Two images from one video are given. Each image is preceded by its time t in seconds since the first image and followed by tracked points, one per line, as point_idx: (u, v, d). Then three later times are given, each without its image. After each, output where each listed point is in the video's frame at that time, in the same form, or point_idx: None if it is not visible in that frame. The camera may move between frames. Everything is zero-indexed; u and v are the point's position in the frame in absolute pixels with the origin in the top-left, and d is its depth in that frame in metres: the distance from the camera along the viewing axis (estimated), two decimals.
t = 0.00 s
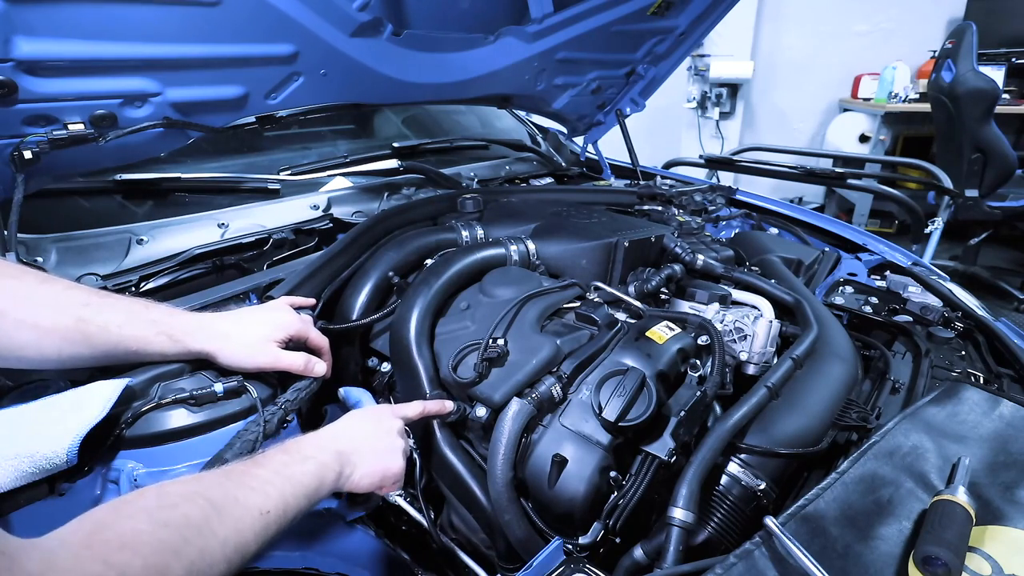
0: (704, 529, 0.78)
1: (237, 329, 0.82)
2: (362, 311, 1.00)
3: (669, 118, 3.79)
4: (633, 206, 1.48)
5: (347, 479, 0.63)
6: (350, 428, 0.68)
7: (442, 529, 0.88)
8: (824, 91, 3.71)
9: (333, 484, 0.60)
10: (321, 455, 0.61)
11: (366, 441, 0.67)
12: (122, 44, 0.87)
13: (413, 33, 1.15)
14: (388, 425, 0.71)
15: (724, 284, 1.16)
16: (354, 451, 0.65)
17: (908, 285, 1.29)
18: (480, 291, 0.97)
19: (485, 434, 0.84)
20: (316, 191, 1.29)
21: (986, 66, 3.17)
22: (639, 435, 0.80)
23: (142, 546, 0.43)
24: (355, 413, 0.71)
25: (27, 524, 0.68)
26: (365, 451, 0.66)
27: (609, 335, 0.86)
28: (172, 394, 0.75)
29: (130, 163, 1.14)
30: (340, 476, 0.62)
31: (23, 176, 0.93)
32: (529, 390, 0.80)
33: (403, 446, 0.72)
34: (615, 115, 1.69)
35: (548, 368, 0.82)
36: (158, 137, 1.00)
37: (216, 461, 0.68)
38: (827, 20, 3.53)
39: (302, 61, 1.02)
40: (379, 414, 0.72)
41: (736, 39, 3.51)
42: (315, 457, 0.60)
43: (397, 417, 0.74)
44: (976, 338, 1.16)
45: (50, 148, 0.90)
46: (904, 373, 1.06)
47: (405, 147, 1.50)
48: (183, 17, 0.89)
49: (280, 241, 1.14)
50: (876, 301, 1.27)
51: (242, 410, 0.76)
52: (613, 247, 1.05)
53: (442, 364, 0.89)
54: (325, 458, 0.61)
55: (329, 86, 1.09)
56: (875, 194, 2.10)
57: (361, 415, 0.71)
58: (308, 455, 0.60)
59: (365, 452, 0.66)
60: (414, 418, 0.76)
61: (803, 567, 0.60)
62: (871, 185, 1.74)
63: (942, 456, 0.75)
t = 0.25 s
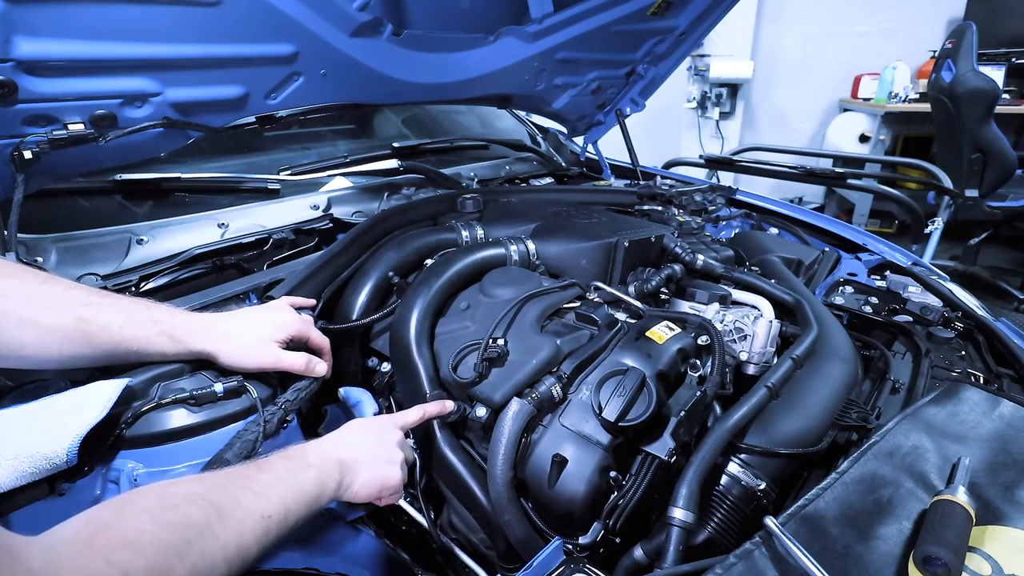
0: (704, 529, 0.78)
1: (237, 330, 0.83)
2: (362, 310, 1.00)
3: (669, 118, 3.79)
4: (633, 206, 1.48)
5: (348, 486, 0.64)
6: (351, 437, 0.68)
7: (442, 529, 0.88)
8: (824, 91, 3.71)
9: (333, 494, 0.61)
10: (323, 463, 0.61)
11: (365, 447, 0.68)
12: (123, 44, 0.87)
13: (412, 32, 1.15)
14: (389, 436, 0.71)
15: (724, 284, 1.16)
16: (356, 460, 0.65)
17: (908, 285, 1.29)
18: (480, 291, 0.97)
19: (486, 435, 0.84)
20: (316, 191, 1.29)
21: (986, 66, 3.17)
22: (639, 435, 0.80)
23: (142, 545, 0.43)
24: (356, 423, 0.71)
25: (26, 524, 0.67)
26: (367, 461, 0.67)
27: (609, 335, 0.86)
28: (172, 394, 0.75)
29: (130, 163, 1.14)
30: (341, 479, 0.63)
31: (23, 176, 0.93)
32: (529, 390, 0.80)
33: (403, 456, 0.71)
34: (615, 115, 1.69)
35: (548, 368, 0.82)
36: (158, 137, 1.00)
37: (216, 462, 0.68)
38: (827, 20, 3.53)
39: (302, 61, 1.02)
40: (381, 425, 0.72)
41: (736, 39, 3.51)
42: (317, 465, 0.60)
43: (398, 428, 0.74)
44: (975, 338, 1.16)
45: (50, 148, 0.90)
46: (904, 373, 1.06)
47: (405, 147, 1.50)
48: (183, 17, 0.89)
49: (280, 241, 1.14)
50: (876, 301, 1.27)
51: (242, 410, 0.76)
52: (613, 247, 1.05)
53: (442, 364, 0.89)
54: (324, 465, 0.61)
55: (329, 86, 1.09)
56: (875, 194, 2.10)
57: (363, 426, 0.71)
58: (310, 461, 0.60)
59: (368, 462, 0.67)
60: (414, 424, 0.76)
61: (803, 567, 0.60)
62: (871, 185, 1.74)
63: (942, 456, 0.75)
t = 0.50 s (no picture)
0: (704, 529, 0.78)
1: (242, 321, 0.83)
2: (362, 310, 1.00)
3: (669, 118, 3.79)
4: (633, 206, 1.48)
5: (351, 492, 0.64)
6: (350, 440, 0.68)
7: (442, 529, 0.88)
8: (824, 91, 3.71)
9: (334, 497, 0.60)
10: (328, 468, 0.61)
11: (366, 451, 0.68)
12: (123, 44, 0.87)
13: (412, 32, 1.15)
14: (390, 439, 0.71)
15: (724, 284, 1.16)
16: (360, 467, 0.66)
17: (908, 285, 1.29)
18: (480, 291, 0.97)
19: (485, 434, 0.84)
20: (316, 191, 1.29)
21: (985, 66, 3.18)
22: (639, 435, 0.80)
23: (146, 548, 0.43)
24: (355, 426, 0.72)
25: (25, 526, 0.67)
26: (369, 466, 0.67)
27: (609, 335, 0.86)
28: (172, 394, 0.74)
29: (130, 164, 1.14)
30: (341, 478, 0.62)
31: (23, 176, 0.93)
32: (529, 390, 0.80)
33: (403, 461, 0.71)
34: (615, 115, 1.70)
35: (548, 368, 0.82)
36: (158, 137, 1.00)
37: (216, 462, 0.68)
38: (827, 20, 3.53)
39: (302, 61, 1.02)
40: (381, 428, 0.72)
41: (736, 39, 3.51)
42: (321, 471, 0.60)
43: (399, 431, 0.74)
44: (975, 338, 1.16)
45: (50, 148, 0.90)
46: (904, 372, 1.06)
47: (405, 147, 1.50)
48: (183, 17, 0.89)
49: (280, 241, 1.14)
50: (876, 301, 1.27)
51: (241, 410, 0.76)
52: (613, 247, 1.05)
53: (442, 364, 0.89)
54: (326, 470, 0.61)
55: (329, 86, 1.09)
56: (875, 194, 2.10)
57: (363, 429, 0.71)
58: (312, 464, 0.60)
59: (371, 466, 0.67)
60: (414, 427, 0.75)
61: (802, 567, 0.60)
62: (871, 185, 1.74)
63: (942, 456, 0.75)
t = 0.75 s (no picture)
0: (704, 529, 0.78)
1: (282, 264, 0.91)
2: (362, 311, 1.00)
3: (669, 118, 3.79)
4: (633, 206, 1.48)
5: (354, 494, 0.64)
6: (350, 437, 0.68)
7: (442, 528, 0.88)
8: (824, 91, 3.71)
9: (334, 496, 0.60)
10: (326, 466, 0.61)
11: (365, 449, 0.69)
12: (123, 44, 0.87)
13: (412, 32, 1.15)
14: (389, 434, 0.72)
15: (724, 284, 1.16)
16: (359, 462, 0.66)
17: (908, 285, 1.29)
18: (480, 291, 0.97)
19: (486, 435, 0.84)
20: (316, 191, 1.29)
21: (985, 66, 3.17)
22: (639, 435, 0.80)
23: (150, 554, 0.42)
24: (354, 421, 0.72)
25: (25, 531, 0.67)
26: (370, 462, 0.67)
27: (609, 335, 0.86)
28: (172, 394, 0.75)
29: (130, 163, 1.14)
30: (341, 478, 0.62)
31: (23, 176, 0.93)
32: (529, 390, 0.80)
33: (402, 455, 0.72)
34: (615, 115, 1.70)
35: (548, 368, 0.82)
36: (158, 137, 1.00)
37: (217, 462, 0.69)
38: (827, 20, 3.53)
39: (302, 61, 1.02)
40: (377, 423, 0.73)
41: (736, 39, 3.51)
42: (320, 468, 0.61)
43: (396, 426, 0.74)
44: (975, 338, 1.16)
45: (50, 148, 0.90)
46: (904, 372, 1.06)
47: (405, 147, 1.50)
48: (183, 16, 0.90)
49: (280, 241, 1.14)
50: (876, 301, 1.27)
51: (241, 410, 0.76)
52: (613, 247, 1.05)
53: (442, 364, 0.89)
54: (324, 469, 0.61)
55: (329, 86, 1.09)
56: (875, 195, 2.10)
57: (362, 425, 0.72)
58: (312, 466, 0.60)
59: (371, 461, 0.67)
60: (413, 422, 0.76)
61: (802, 567, 0.60)
62: (871, 185, 1.74)
63: (942, 456, 0.75)
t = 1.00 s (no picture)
0: (704, 529, 0.78)
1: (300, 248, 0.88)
2: (362, 310, 1.02)
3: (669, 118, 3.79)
4: (633, 206, 1.48)
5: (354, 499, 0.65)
6: (351, 439, 0.69)
7: (442, 528, 0.88)
8: (824, 91, 3.71)
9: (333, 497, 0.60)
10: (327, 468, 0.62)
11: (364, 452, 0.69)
12: (123, 44, 0.87)
13: (412, 32, 1.15)
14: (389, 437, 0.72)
15: (724, 284, 1.16)
16: (360, 465, 0.67)
17: (908, 285, 1.29)
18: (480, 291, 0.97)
19: (486, 435, 0.84)
20: (315, 191, 1.29)
21: (985, 66, 3.17)
22: (639, 435, 0.80)
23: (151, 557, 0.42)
24: (355, 424, 0.73)
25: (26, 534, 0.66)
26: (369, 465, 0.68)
27: (609, 335, 0.86)
28: (172, 394, 0.75)
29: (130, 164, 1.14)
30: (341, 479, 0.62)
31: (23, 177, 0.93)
32: (529, 390, 0.80)
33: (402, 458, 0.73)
34: (615, 115, 1.69)
35: (548, 368, 0.82)
36: (158, 137, 1.00)
37: (217, 462, 0.69)
38: (827, 20, 3.53)
39: (302, 60, 1.02)
40: (378, 425, 0.73)
41: (736, 39, 3.51)
42: (320, 472, 0.61)
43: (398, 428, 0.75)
44: (975, 338, 1.16)
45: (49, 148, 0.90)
46: (904, 372, 1.06)
47: (405, 147, 1.50)
48: (183, 16, 0.90)
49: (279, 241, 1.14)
50: (876, 301, 1.27)
51: (241, 410, 0.76)
52: (614, 247, 1.05)
53: (442, 364, 0.89)
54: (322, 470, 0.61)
55: (329, 86, 1.09)
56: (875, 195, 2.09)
57: (362, 425, 0.72)
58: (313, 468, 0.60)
59: (371, 463, 0.68)
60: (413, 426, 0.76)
61: (803, 567, 0.60)
62: (871, 185, 1.74)
63: (942, 456, 0.75)
